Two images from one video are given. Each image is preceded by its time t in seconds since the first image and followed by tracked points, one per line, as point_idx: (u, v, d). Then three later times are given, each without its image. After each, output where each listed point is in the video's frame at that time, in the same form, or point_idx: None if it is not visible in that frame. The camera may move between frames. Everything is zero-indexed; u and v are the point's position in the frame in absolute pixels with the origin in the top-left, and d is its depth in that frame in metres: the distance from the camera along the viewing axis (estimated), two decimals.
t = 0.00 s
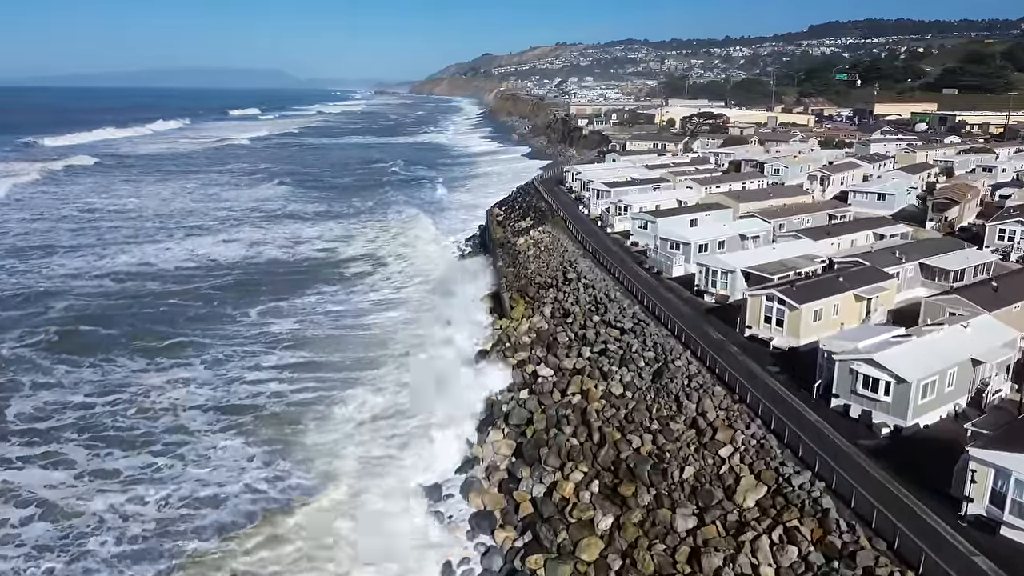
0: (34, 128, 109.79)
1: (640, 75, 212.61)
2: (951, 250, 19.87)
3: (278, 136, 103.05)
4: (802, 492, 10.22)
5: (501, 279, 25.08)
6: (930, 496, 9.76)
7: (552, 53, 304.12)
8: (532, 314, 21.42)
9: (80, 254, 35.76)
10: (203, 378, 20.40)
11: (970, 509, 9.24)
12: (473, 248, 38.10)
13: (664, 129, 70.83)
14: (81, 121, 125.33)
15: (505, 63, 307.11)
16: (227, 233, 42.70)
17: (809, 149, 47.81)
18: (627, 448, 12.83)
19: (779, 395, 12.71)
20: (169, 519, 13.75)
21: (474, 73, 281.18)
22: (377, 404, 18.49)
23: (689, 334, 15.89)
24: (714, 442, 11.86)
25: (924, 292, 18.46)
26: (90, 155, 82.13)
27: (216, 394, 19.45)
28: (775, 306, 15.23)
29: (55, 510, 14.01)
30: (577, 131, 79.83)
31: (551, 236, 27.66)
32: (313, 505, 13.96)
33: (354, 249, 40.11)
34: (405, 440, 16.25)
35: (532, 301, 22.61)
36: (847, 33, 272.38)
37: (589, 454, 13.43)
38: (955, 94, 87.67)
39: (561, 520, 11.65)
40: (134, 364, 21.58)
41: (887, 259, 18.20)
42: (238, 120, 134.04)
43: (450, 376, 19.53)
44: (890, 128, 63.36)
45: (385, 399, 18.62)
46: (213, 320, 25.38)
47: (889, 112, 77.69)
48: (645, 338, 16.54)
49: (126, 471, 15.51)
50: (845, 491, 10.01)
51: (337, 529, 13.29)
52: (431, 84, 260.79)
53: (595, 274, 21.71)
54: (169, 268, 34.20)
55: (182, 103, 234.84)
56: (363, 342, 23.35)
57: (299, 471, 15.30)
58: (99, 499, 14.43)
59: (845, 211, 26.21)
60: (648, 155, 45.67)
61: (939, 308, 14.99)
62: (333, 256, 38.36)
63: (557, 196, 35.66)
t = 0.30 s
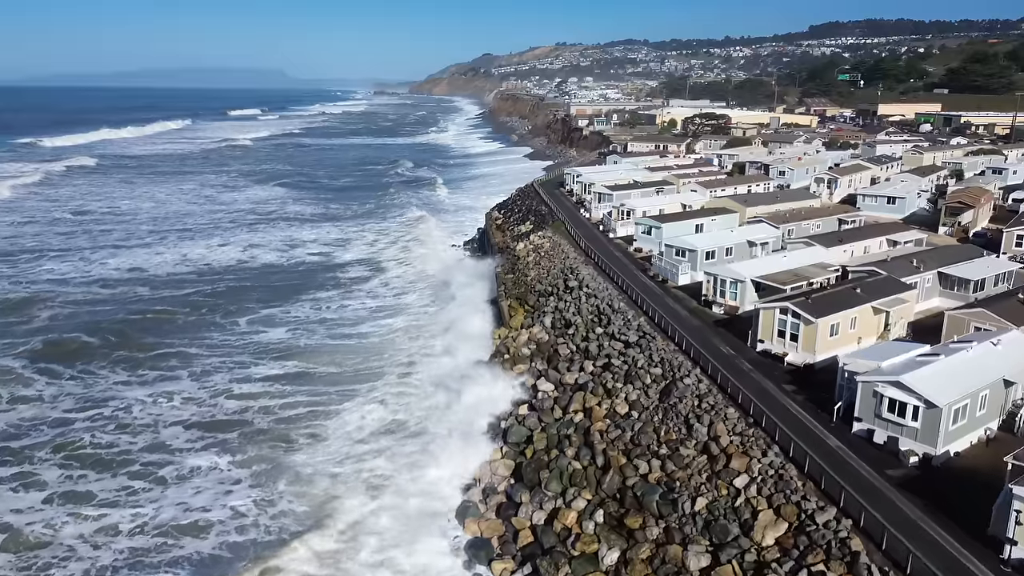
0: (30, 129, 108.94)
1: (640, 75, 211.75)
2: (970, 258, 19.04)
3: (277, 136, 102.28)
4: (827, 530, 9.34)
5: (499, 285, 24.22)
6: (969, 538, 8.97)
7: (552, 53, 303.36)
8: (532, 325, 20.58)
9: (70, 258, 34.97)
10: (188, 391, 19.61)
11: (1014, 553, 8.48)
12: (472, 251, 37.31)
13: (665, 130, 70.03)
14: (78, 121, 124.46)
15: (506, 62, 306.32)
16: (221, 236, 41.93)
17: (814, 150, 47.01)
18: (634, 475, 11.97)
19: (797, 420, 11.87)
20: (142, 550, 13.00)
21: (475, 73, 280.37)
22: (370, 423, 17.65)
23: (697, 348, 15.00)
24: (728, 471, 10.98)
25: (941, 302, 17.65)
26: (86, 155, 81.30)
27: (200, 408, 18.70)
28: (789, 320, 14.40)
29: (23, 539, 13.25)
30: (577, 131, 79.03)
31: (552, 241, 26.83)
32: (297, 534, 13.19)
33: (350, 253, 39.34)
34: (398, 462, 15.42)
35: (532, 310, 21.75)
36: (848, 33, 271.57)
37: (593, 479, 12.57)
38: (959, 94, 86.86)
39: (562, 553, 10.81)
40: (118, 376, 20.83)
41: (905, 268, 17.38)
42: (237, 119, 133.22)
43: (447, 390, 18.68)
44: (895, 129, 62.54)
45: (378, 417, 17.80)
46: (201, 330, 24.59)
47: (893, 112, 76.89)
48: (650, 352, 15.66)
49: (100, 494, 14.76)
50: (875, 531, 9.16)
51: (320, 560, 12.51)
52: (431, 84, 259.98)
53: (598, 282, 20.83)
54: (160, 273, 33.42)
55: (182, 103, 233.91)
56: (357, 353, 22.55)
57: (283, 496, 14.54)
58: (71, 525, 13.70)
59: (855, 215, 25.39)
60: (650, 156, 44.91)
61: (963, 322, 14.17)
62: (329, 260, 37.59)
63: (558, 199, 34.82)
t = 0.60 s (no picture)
0: (26, 129, 107.92)
1: (640, 75, 210.76)
2: (990, 266, 18.20)
3: (274, 137, 101.39)
4: None
5: (498, 292, 23.38)
6: None
7: (552, 53, 302.46)
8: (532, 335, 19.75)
9: (58, 262, 34.14)
10: (173, 406, 18.84)
11: None
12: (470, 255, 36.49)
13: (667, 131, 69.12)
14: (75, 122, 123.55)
15: (506, 62, 305.38)
16: (215, 240, 41.11)
17: (819, 152, 46.14)
18: (642, 504, 11.12)
19: (818, 446, 11.03)
20: None
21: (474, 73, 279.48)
22: (363, 441, 16.83)
23: (707, 364, 14.16)
24: (746, 504, 10.14)
25: (962, 314, 16.81)
26: (80, 156, 80.35)
27: (182, 424, 17.95)
28: (805, 335, 13.55)
29: None
30: (578, 132, 78.22)
31: (552, 246, 26.00)
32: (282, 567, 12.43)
33: (346, 257, 38.51)
34: (391, 486, 14.61)
35: (532, 320, 20.91)
36: (848, 33, 270.79)
37: (597, 507, 11.72)
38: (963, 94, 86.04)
39: None
40: (100, 389, 20.06)
41: (924, 277, 16.54)
42: (235, 119, 132.34)
43: (443, 406, 17.87)
44: (900, 130, 61.65)
45: (370, 435, 16.98)
46: (189, 342, 23.82)
47: (897, 113, 76.07)
48: (657, 367, 14.83)
49: (70, 519, 14.00)
50: None
51: None
52: (430, 85, 259.10)
53: (600, 291, 19.99)
54: (150, 278, 32.63)
55: (181, 103, 232.88)
56: (350, 364, 21.74)
57: (266, 521, 13.79)
58: (40, 556, 12.93)
59: (866, 220, 24.55)
60: (652, 158, 44.03)
61: (990, 338, 13.34)
62: (324, 265, 36.76)
63: (559, 203, 33.98)
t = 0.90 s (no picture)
0: (20, 130, 106.94)
1: (640, 75, 209.94)
2: (1012, 275, 17.37)
3: (273, 137, 100.59)
4: None
5: (496, 301, 22.55)
6: None
7: (552, 53, 301.56)
8: (532, 347, 18.91)
9: (46, 267, 33.33)
10: (156, 422, 18.06)
11: None
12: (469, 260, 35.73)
13: (668, 132, 68.33)
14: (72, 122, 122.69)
15: (505, 62, 304.57)
16: (209, 243, 40.28)
17: (824, 153, 45.30)
18: (651, 539, 10.25)
19: (842, 477, 10.20)
20: None
21: (475, 72, 278.63)
22: (356, 462, 16.03)
23: (718, 383, 13.31)
24: (765, 543, 9.31)
25: (984, 326, 15.99)
26: (75, 156, 79.47)
27: (164, 442, 17.21)
28: (824, 352, 12.71)
29: None
30: (578, 133, 77.43)
31: (552, 252, 25.16)
32: None
33: (342, 262, 37.70)
34: (384, 513, 13.86)
35: (532, 330, 20.08)
36: (848, 33, 269.90)
37: (602, 539, 10.85)
38: (968, 95, 85.20)
39: None
40: (81, 403, 19.27)
41: (945, 288, 15.69)
42: (233, 119, 131.42)
43: (440, 425, 17.05)
44: (905, 131, 60.82)
45: (364, 455, 16.20)
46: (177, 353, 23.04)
47: (900, 113, 75.25)
48: (665, 384, 13.96)
49: (38, 547, 13.34)
50: None
51: None
52: (430, 85, 257.97)
53: (603, 301, 19.15)
54: (139, 283, 31.85)
55: (181, 103, 232.08)
56: (343, 375, 20.94)
57: (246, 553, 13.05)
58: None
59: (878, 224, 23.74)
60: (655, 160, 43.22)
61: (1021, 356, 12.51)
62: (320, 270, 35.92)
63: (559, 206, 33.16)
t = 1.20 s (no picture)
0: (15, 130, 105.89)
1: (640, 75, 209.06)
2: None
3: (271, 137, 99.75)
4: None
5: (495, 310, 21.73)
6: None
7: (552, 54, 300.91)
8: (532, 360, 18.06)
9: (33, 273, 32.52)
10: (137, 440, 17.28)
11: None
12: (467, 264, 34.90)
13: (670, 132, 67.50)
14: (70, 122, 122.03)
15: (505, 62, 303.61)
16: (202, 247, 39.44)
17: (829, 155, 44.42)
18: None
19: (870, 514, 9.38)
20: None
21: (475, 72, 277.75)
22: (347, 484, 15.21)
23: (731, 404, 12.46)
24: None
25: (1010, 340, 15.15)
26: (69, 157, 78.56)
27: (145, 461, 16.43)
28: (845, 372, 11.87)
29: None
30: (578, 134, 76.60)
31: (553, 258, 24.32)
32: None
33: (337, 266, 36.89)
34: (377, 543, 13.06)
35: (532, 342, 19.26)
36: (848, 33, 269.17)
37: None
38: (972, 95, 84.41)
39: None
40: (61, 419, 18.52)
41: (968, 300, 14.85)
42: (230, 119, 130.47)
43: (436, 445, 16.23)
44: (910, 132, 59.97)
45: (356, 478, 15.37)
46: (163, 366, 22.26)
47: (904, 114, 74.42)
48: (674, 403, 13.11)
49: None
50: None
51: None
52: (429, 85, 257.02)
53: (606, 311, 18.32)
54: (129, 289, 31.04)
55: (180, 102, 231.31)
56: (335, 387, 20.12)
57: None
58: None
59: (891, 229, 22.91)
60: (658, 162, 42.32)
61: None
62: (315, 274, 35.06)
63: (560, 210, 32.33)
